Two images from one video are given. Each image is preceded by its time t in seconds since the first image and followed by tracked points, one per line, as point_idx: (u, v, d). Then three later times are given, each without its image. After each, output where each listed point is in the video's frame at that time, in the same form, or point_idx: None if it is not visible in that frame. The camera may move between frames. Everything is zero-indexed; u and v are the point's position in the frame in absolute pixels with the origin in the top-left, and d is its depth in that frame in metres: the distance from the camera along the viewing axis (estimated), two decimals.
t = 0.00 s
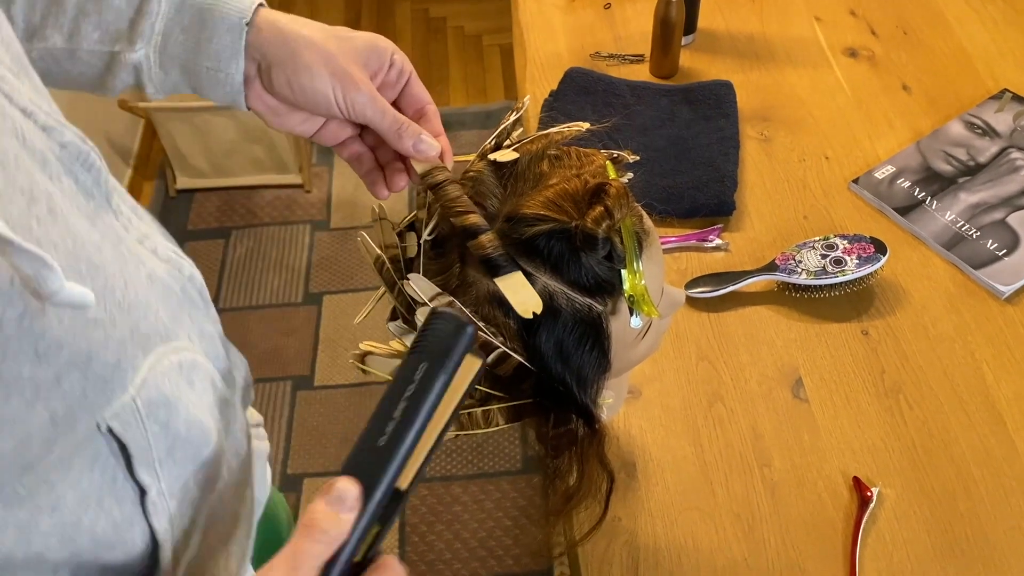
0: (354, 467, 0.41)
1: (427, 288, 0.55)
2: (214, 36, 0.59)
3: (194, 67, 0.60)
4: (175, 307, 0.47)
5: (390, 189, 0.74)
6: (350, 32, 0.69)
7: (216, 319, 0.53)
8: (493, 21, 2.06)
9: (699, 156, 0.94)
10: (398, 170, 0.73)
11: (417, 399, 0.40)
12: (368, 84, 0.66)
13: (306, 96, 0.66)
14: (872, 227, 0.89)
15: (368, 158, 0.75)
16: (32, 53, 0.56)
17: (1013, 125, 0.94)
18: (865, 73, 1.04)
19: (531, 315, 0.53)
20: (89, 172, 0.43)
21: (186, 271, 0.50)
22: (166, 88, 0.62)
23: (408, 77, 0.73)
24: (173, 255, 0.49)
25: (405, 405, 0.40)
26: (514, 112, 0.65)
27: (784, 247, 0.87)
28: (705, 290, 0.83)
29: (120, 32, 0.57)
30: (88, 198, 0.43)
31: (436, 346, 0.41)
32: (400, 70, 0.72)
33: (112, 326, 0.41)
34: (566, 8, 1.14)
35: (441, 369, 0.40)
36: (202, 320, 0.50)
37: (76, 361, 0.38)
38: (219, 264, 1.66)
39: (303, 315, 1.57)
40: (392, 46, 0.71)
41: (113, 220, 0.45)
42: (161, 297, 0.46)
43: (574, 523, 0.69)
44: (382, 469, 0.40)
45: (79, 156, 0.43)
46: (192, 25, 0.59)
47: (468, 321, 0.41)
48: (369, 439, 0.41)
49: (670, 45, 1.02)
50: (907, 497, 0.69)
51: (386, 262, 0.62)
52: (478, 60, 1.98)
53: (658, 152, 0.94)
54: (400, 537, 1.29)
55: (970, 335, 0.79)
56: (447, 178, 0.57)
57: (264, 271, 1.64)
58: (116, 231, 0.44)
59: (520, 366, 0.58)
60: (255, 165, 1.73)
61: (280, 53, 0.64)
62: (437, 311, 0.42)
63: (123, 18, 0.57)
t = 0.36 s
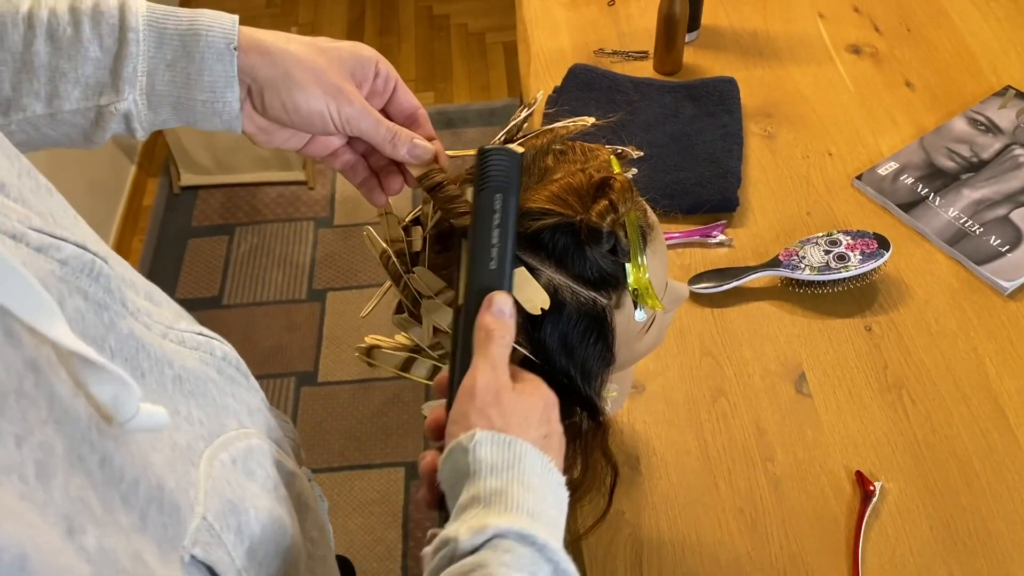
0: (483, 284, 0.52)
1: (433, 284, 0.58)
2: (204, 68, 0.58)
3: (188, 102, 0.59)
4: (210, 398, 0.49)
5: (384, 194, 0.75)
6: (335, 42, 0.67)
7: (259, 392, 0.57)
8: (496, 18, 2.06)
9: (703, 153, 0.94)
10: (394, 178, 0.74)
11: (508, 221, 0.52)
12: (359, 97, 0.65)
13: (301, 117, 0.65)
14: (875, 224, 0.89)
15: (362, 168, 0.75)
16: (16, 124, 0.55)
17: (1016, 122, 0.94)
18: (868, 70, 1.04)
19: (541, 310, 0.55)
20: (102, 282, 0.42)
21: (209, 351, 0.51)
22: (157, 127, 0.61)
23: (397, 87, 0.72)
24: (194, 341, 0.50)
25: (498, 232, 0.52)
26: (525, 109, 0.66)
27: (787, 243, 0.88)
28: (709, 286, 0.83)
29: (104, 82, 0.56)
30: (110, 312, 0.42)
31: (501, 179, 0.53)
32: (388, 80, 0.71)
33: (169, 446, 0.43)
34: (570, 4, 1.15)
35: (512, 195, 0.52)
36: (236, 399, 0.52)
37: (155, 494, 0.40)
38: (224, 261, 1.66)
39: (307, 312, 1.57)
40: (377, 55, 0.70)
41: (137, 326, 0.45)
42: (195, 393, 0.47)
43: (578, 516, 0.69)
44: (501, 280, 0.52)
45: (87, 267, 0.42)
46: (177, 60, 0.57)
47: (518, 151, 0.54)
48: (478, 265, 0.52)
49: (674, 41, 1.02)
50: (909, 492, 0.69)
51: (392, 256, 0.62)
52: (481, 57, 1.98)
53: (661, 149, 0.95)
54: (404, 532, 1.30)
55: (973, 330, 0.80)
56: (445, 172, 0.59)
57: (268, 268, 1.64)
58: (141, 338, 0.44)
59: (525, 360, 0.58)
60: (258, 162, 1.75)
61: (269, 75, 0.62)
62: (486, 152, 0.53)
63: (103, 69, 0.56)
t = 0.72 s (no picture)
0: (497, 280, 0.53)
1: (448, 272, 0.58)
2: (227, 60, 0.57)
3: (211, 94, 0.58)
4: (260, 398, 0.48)
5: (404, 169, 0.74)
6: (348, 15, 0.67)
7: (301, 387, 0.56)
8: (500, 15, 2.07)
9: (710, 146, 0.94)
10: (412, 152, 0.73)
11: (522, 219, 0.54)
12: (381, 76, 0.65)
13: (325, 100, 0.65)
14: (883, 217, 0.89)
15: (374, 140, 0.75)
16: (38, 124, 0.54)
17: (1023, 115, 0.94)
18: (875, 64, 1.04)
19: (541, 314, 0.56)
20: (156, 285, 0.42)
21: (254, 350, 0.50)
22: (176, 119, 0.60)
23: (406, 51, 0.71)
24: (238, 341, 0.49)
25: (512, 232, 0.54)
26: (538, 99, 0.66)
27: (794, 236, 0.88)
28: (718, 278, 0.84)
29: (125, 80, 0.55)
30: (166, 316, 0.42)
31: (516, 180, 0.55)
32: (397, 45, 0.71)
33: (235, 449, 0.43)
34: None
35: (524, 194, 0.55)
36: (283, 397, 0.51)
37: (233, 503, 0.40)
38: (229, 256, 1.67)
39: (312, 307, 1.57)
40: (385, 20, 0.69)
41: (190, 328, 0.44)
42: (247, 394, 0.47)
43: (587, 508, 0.70)
44: (515, 275, 0.53)
45: (141, 271, 0.41)
46: (198, 53, 0.56)
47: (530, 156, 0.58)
48: (494, 259, 0.53)
49: (681, 35, 1.03)
50: (917, 482, 0.70)
51: (406, 245, 0.63)
52: (485, 53, 1.98)
53: (669, 142, 0.95)
54: (409, 526, 1.30)
55: (980, 323, 0.80)
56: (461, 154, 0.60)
57: (273, 263, 1.65)
58: (196, 341, 0.44)
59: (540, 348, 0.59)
60: (264, 159, 1.75)
61: (294, 62, 0.61)
62: (501, 157, 0.56)
63: (123, 65, 0.54)
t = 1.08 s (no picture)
0: (486, 283, 0.53)
1: (448, 278, 0.58)
2: (212, 69, 0.53)
3: (196, 95, 0.55)
4: (264, 417, 0.47)
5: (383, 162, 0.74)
6: (347, 16, 0.62)
7: (309, 405, 0.55)
8: (499, 15, 2.06)
9: (710, 149, 0.94)
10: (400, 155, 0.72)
11: (515, 225, 0.54)
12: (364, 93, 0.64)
13: (305, 108, 0.63)
14: (882, 219, 0.89)
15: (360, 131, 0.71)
16: (17, 111, 0.50)
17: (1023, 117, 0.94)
18: (874, 66, 1.04)
19: (546, 311, 0.56)
20: (159, 309, 0.40)
21: (258, 367, 0.49)
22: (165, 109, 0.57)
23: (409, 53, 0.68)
24: (242, 358, 0.48)
25: (504, 237, 0.53)
26: (537, 102, 0.66)
27: (794, 239, 0.88)
28: (717, 281, 0.84)
29: (106, 81, 0.50)
30: (169, 341, 0.41)
31: (512, 181, 0.55)
32: (400, 46, 0.67)
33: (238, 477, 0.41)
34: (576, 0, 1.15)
35: (519, 198, 0.54)
36: (287, 414, 0.50)
37: (233, 542, 0.38)
38: (228, 257, 1.66)
39: (311, 308, 1.57)
40: (393, 20, 0.64)
41: (194, 351, 0.43)
42: (252, 416, 0.45)
43: (586, 514, 0.70)
44: (506, 281, 0.53)
45: (145, 295, 0.40)
46: (185, 59, 0.52)
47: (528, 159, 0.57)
48: (484, 261, 0.53)
49: (680, 37, 1.02)
50: (917, 486, 0.70)
51: (406, 250, 0.63)
52: (484, 54, 1.98)
53: (669, 145, 0.95)
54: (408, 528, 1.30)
55: (980, 326, 0.80)
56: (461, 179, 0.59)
57: (272, 265, 1.64)
58: (201, 364, 0.43)
59: (540, 353, 0.60)
60: (263, 160, 1.75)
61: (277, 73, 0.58)
62: (497, 159, 0.56)
63: (105, 67, 0.50)
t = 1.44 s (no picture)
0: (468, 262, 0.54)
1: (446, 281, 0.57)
2: (218, 63, 0.54)
3: (201, 94, 0.55)
4: (252, 430, 0.46)
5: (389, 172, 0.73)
6: (349, 14, 0.64)
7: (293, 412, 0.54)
8: (497, 15, 2.06)
9: (711, 150, 0.93)
10: (405, 163, 0.71)
11: (501, 201, 0.54)
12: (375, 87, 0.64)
13: (315, 105, 0.63)
14: (884, 220, 0.89)
15: (366, 142, 0.71)
16: (16, 119, 0.50)
17: None
18: (875, 66, 1.03)
19: (576, 317, 0.56)
20: (142, 323, 0.40)
21: (244, 379, 0.48)
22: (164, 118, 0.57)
23: (411, 56, 0.69)
24: (228, 370, 0.47)
25: (490, 213, 0.54)
26: (540, 106, 0.66)
27: (796, 241, 0.87)
28: (719, 283, 0.83)
29: (110, 78, 0.51)
30: (151, 355, 0.41)
31: (498, 159, 0.56)
32: (403, 48, 0.68)
33: (230, 490, 0.41)
34: None
35: (506, 174, 0.55)
36: (276, 426, 0.50)
37: (218, 561, 0.38)
38: (225, 259, 1.65)
39: (308, 310, 1.56)
40: (395, 21, 0.66)
41: (178, 364, 0.43)
42: (239, 430, 0.45)
43: (589, 518, 0.69)
44: (489, 257, 0.53)
45: (127, 309, 0.40)
46: (188, 53, 0.53)
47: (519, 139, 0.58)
48: (469, 241, 0.54)
49: (680, 37, 1.02)
50: (921, 490, 0.69)
51: (406, 254, 0.63)
52: (482, 54, 1.97)
53: (670, 146, 0.94)
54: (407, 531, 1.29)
55: (984, 328, 0.79)
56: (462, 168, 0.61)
57: (269, 266, 1.64)
58: (185, 378, 0.42)
59: (543, 358, 0.60)
60: (261, 160, 1.74)
61: (284, 67, 0.60)
62: (485, 135, 0.57)
63: (108, 63, 0.51)
